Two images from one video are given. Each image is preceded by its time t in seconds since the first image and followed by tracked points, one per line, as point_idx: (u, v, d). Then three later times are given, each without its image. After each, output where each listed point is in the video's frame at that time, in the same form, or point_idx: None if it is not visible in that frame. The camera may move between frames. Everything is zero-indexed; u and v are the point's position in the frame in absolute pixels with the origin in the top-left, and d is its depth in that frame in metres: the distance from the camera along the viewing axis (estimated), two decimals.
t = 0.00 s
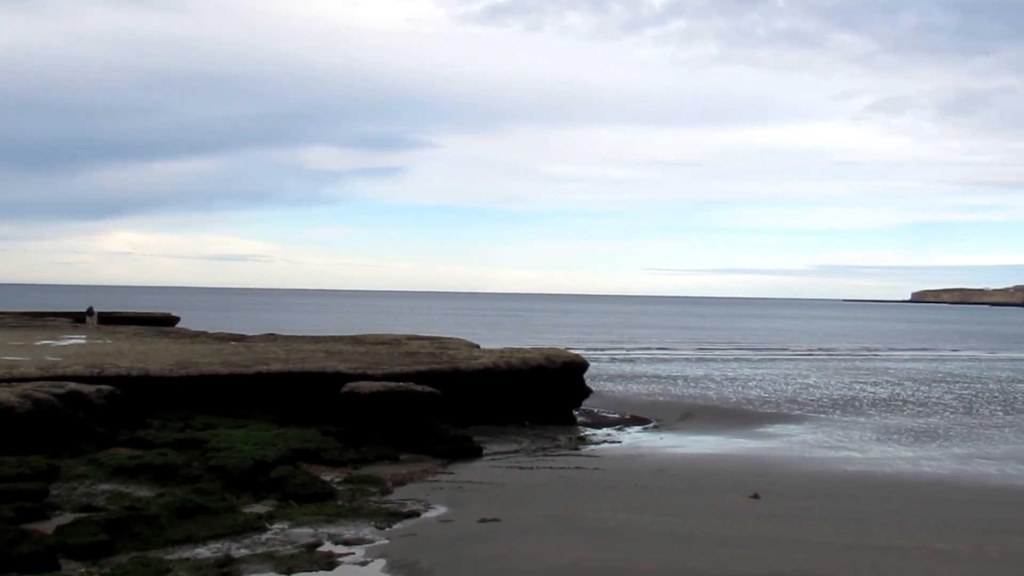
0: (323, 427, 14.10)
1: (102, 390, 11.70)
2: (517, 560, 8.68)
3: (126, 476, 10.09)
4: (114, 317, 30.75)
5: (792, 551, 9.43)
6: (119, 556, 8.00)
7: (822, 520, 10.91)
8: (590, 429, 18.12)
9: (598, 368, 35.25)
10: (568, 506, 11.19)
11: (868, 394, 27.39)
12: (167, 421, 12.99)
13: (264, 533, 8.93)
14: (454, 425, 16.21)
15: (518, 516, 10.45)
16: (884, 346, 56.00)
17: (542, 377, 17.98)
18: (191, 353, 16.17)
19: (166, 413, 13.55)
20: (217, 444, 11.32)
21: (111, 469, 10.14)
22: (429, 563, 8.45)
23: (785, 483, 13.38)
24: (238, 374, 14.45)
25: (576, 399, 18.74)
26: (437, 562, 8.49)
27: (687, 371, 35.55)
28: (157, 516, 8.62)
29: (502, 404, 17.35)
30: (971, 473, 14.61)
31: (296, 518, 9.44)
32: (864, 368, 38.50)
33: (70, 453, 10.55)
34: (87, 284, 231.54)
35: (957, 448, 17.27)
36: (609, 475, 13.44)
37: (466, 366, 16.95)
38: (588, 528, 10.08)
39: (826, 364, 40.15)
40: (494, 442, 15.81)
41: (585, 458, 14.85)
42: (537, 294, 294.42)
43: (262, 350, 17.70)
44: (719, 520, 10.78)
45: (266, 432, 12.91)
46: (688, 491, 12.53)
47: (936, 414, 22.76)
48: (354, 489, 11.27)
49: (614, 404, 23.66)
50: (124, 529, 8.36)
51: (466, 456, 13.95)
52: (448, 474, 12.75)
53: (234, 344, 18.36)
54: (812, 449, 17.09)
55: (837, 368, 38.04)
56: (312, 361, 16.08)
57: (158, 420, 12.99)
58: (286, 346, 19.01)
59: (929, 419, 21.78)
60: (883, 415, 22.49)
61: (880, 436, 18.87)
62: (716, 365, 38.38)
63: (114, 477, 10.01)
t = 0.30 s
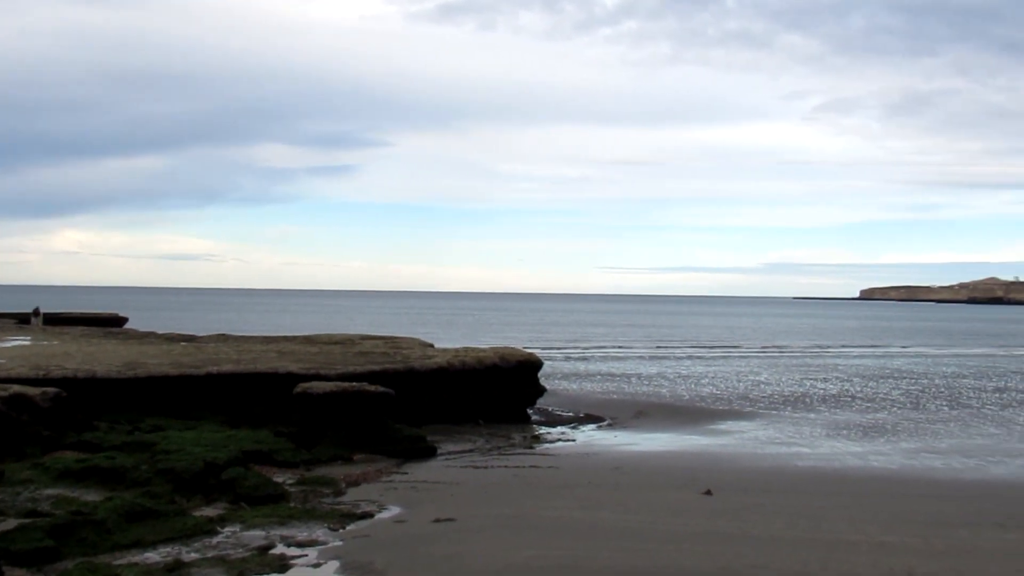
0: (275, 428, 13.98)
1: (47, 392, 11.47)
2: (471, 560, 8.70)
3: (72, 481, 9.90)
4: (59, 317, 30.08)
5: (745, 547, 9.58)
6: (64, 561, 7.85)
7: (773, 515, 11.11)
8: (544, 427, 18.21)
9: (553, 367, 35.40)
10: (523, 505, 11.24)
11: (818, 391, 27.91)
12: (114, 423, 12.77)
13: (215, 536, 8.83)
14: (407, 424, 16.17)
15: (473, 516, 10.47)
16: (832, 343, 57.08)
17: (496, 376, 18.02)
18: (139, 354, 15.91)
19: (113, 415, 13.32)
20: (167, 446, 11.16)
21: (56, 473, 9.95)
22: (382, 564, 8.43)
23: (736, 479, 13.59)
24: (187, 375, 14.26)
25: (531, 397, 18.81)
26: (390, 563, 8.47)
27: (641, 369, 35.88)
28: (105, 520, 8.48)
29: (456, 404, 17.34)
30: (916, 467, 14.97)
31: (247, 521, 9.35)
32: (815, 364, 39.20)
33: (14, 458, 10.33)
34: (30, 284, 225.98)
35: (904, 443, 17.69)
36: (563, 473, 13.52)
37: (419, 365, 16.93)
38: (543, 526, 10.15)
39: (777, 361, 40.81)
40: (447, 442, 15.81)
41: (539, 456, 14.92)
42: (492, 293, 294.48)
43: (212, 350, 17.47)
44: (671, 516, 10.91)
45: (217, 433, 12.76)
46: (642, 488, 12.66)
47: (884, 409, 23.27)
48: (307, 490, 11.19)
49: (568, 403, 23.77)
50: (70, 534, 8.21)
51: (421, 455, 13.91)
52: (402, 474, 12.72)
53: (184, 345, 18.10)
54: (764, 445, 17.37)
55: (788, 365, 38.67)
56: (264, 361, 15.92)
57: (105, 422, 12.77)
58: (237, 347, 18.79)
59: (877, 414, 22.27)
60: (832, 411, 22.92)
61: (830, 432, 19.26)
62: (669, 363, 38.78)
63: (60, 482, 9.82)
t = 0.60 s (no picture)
0: (225, 429, 13.89)
1: None
2: (423, 559, 8.78)
3: (16, 485, 9.77)
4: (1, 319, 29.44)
5: (695, 542, 9.79)
6: (8, 567, 7.76)
7: (723, 510, 11.36)
8: (498, 426, 18.31)
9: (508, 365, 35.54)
10: (476, 503, 11.33)
11: (768, 387, 28.43)
12: (60, 425, 12.59)
13: (164, 539, 8.78)
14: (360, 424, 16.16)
15: (426, 514, 10.55)
16: (782, 340, 58.07)
17: (449, 375, 18.08)
18: (85, 355, 15.68)
19: (58, 417, 13.13)
20: (114, 448, 11.04)
21: None
22: (334, 565, 8.46)
23: (687, 475, 13.83)
24: (135, 376, 14.11)
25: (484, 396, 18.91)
26: (341, 563, 8.50)
27: (594, 367, 36.19)
28: (50, 524, 8.39)
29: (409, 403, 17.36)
30: (864, 461, 15.37)
31: (197, 523, 9.31)
32: (765, 361, 39.88)
33: None
34: None
35: (852, 437, 18.14)
36: (517, 471, 13.64)
37: (371, 365, 16.92)
38: (497, 524, 10.26)
39: (728, 358, 41.41)
40: (400, 441, 15.84)
41: (493, 454, 15.03)
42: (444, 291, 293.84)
43: (160, 351, 17.27)
44: (624, 513, 11.11)
45: (165, 435, 12.65)
46: (595, 485, 12.83)
47: (832, 405, 23.79)
48: (258, 491, 11.16)
49: (522, 401, 23.92)
50: (15, 540, 8.11)
51: (374, 455, 13.92)
52: (354, 474, 12.73)
53: (131, 345, 17.87)
54: (715, 441, 17.68)
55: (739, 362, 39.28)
56: (213, 362, 15.80)
57: (50, 425, 12.58)
58: (186, 347, 18.59)
59: (825, 409, 22.78)
60: (782, 407, 23.39)
61: (779, 427, 19.66)
62: (622, 360, 39.16)
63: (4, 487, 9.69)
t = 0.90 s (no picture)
0: (175, 429, 13.84)
1: None
2: (375, 558, 8.90)
3: None
4: None
5: (646, 538, 10.04)
6: None
7: (675, 506, 11.65)
8: (452, 424, 18.45)
9: (463, 364, 35.67)
10: (429, 502, 11.47)
11: (720, 384, 28.97)
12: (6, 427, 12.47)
13: (113, 540, 8.80)
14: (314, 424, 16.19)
15: (380, 514, 10.66)
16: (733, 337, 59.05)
17: (403, 374, 18.15)
18: (31, 355, 15.49)
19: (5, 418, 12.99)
20: (62, 450, 10.98)
21: None
22: (286, 565, 8.55)
23: (641, 472, 14.11)
24: (83, 377, 14.00)
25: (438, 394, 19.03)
26: (293, 563, 8.60)
27: (548, 364, 36.50)
28: None
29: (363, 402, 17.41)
30: (813, 456, 15.80)
31: (147, 524, 9.33)
32: (718, 358, 40.54)
33: None
34: None
35: (802, 433, 18.62)
36: (471, 469, 13.79)
37: (324, 364, 16.95)
38: (453, 523, 10.40)
39: (682, 355, 42.01)
40: (354, 440, 15.90)
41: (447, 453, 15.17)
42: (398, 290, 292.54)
43: (109, 351, 17.11)
44: (577, 509, 11.33)
45: (115, 436, 12.59)
46: (550, 483, 13.04)
47: (782, 401, 24.35)
48: (209, 492, 11.17)
49: (477, 399, 24.07)
50: None
51: (327, 454, 13.97)
52: (307, 473, 12.78)
53: (79, 345, 17.67)
54: (667, 438, 18.03)
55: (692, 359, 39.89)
56: (163, 361, 15.71)
57: None
58: (136, 347, 18.43)
59: (775, 406, 23.30)
60: (734, 403, 23.86)
61: (731, 423, 20.10)
62: (577, 358, 39.53)
63: None
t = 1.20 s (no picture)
0: (130, 429, 13.76)
1: None
2: (333, 557, 9.00)
3: None
4: None
5: (603, 534, 10.28)
6: None
7: (632, 502, 11.91)
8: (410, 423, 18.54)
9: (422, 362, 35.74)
10: (387, 501, 11.58)
11: (676, 381, 29.41)
12: None
13: (67, 542, 8.79)
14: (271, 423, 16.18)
15: (339, 513, 10.76)
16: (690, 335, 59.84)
17: (361, 373, 18.20)
18: None
19: None
20: (14, 452, 10.89)
21: None
22: (243, 565, 8.62)
23: (599, 469, 14.35)
24: (36, 377, 13.86)
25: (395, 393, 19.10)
26: (251, 563, 8.67)
27: (507, 362, 36.71)
28: None
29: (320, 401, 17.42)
30: (767, 452, 16.18)
31: (101, 525, 9.32)
32: (676, 355, 41.10)
33: None
34: None
35: (758, 429, 19.03)
36: (430, 468, 13.91)
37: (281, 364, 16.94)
38: (413, 521, 10.54)
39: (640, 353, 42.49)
40: (312, 440, 15.92)
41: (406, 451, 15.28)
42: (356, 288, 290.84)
43: (62, 351, 16.92)
44: (536, 507, 11.53)
45: (68, 437, 12.50)
46: (510, 480, 13.22)
47: (739, 398, 24.83)
48: (165, 492, 11.17)
49: (435, 397, 24.17)
50: None
51: (284, 453, 13.99)
52: (264, 473, 12.81)
53: (31, 345, 17.45)
54: (625, 435, 18.31)
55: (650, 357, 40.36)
56: (118, 361, 15.59)
57: None
58: (89, 346, 18.24)
59: (732, 403, 23.75)
60: (691, 400, 24.26)
61: (689, 420, 20.46)
62: (536, 356, 39.79)
63: None
